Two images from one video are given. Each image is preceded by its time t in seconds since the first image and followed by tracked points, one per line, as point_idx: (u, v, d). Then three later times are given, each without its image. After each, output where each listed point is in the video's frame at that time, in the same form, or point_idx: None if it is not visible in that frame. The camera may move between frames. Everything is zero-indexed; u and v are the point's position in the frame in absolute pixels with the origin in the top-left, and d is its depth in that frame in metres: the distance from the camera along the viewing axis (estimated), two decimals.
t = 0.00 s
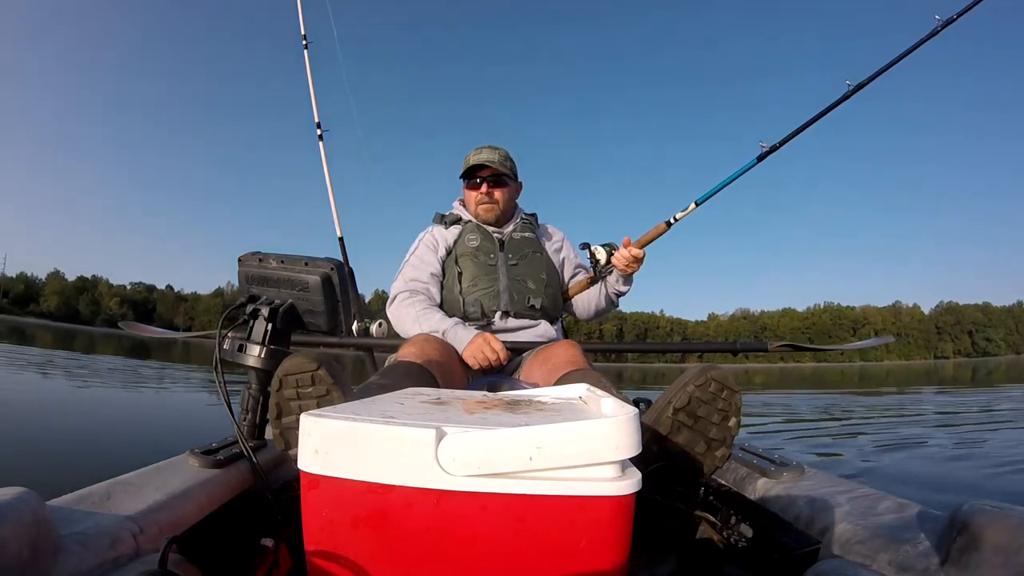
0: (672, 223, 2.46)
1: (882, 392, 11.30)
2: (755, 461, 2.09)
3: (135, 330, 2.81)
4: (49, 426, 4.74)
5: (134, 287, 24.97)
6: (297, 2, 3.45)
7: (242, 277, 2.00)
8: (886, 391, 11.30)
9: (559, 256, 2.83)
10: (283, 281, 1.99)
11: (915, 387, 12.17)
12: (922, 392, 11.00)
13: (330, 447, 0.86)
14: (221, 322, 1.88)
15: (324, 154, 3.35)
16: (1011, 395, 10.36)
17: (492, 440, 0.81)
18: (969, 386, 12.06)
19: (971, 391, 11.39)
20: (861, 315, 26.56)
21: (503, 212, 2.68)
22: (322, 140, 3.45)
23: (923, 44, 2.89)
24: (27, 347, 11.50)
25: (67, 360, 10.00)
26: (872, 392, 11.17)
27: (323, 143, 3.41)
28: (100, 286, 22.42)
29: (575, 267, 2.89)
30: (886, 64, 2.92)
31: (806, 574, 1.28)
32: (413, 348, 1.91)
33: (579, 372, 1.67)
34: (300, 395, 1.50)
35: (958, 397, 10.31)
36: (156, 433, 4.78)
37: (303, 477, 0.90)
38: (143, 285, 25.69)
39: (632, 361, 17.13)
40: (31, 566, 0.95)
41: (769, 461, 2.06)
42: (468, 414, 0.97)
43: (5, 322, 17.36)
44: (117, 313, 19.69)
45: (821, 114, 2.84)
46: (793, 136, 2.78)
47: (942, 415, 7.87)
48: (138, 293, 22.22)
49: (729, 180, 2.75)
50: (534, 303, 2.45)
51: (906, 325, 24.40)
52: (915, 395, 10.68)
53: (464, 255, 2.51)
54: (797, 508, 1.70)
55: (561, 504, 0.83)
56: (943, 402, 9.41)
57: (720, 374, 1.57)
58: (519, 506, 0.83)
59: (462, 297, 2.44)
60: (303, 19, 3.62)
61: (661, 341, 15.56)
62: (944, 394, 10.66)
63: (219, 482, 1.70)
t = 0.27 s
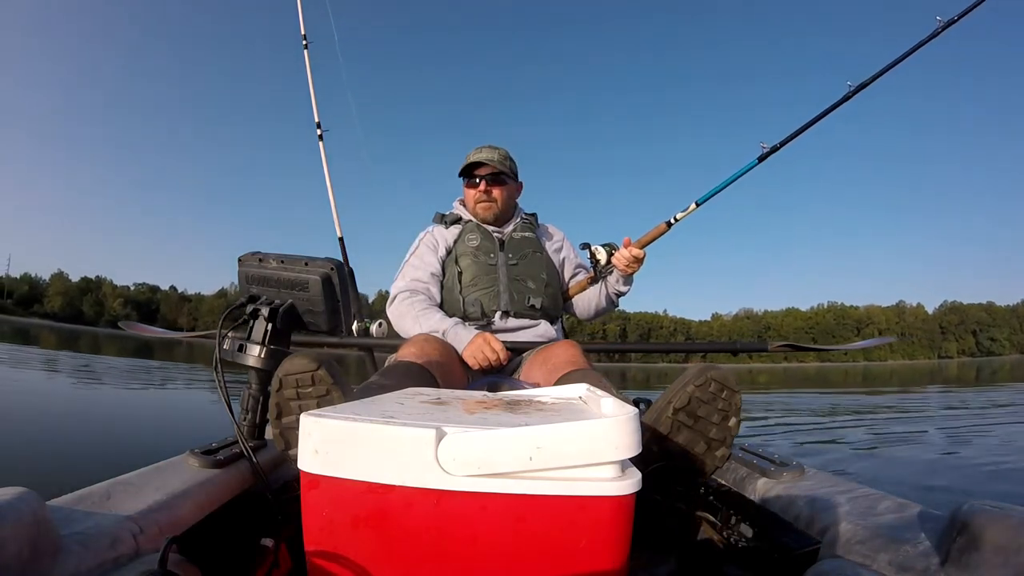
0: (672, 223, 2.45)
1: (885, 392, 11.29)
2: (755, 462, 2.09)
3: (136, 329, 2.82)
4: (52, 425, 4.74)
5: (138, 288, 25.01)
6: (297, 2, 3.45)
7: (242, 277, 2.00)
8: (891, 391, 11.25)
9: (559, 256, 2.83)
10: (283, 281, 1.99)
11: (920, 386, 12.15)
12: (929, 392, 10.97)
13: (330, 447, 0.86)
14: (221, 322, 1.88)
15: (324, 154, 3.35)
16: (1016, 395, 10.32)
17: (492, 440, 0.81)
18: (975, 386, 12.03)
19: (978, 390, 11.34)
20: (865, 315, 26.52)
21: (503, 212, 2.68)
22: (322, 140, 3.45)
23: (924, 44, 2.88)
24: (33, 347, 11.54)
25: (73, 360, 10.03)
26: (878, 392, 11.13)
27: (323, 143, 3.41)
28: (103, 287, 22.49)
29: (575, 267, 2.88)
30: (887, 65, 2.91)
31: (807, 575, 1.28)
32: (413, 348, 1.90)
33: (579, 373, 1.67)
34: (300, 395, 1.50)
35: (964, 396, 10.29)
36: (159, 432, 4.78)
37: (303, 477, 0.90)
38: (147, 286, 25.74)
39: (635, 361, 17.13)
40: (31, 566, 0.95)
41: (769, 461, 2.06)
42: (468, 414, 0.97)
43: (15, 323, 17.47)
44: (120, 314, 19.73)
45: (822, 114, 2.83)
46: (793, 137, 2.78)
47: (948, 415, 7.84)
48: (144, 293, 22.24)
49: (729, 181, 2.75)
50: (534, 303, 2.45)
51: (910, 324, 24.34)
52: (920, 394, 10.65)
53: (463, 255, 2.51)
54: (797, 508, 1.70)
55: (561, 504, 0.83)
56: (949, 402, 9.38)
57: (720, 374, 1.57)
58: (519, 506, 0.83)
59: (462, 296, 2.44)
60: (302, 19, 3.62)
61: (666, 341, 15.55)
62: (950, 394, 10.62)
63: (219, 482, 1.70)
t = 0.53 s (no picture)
0: (671, 222, 2.46)
1: (890, 392, 11.26)
2: (755, 462, 2.09)
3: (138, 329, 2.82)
4: (54, 425, 4.75)
5: (141, 288, 25.03)
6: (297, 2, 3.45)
7: (242, 277, 2.00)
8: (896, 391, 11.22)
9: (559, 256, 2.83)
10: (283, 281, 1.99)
11: (925, 386, 12.11)
12: (934, 392, 10.93)
13: (330, 448, 0.86)
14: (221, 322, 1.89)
15: (324, 154, 3.35)
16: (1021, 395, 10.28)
17: (491, 440, 0.81)
18: (981, 386, 11.97)
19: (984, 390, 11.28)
20: (868, 314, 26.47)
21: (509, 210, 2.69)
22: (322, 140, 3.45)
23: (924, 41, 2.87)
24: (37, 347, 11.55)
25: (78, 360, 10.04)
26: (883, 392, 11.10)
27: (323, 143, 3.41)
28: (107, 288, 22.53)
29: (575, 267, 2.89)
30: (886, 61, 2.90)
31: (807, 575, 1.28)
32: (413, 348, 1.90)
33: (579, 373, 1.67)
34: (300, 395, 1.50)
35: (970, 396, 10.25)
36: (161, 432, 4.79)
37: (303, 477, 0.90)
38: (150, 286, 25.77)
39: (638, 361, 17.12)
40: (31, 566, 0.95)
41: (769, 461, 2.06)
42: (468, 414, 0.97)
43: (18, 324, 17.50)
44: (123, 314, 19.75)
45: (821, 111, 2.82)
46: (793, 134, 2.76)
47: (954, 415, 7.80)
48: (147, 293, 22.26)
49: (729, 179, 2.74)
50: (534, 303, 2.45)
51: (914, 324, 24.28)
52: (925, 394, 10.62)
53: (463, 255, 2.51)
54: (797, 508, 1.70)
55: (561, 504, 0.83)
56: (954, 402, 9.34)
57: (719, 374, 1.58)
58: (519, 506, 0.83)
59: (462, 296, 2.44)
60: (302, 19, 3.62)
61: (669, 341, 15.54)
62: (956, 393, 10.58)
63: (219, 482, 1.70)
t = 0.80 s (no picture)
0: (671, 223, 2.46)
1: (894, 391, 11.24)
2: (755, 461, 2.09)
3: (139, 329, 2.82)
4: (57, 424, 4.76)
5: (144, 288, 25.06)
6: (297, 2, 3.45)
7: (242, 277, 2.00)
8: (900, 391, 11.19)
9: (559, 256, 2.83)
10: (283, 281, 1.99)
11: (930, 387, 12.08)
12: (939, 392, 10.89)
13: (330, 447, 0.86)
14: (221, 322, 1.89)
15: (324, 154, 3.35)
16: None
17: (492, 439, 0.81)
18: (986, 387, 11.93)
19: (990, 391, 11.24)
20: (871, 314, 26.42)
21: (517, 210, 2.70)
22: (322, 140, 3.45)
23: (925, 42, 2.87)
24: (42, 347, 11.58)
25: (82, 359, 10.06)
26: (887, 392, 11.07)
27: (323, 143, 3.41)
28: (110, 288, 22.56)
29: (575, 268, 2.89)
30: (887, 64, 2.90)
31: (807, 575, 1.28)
32: (413, 348, 1.90)
33: (579, 373, 1.67)
34: (300, 395, 1.50)
35: (974, 396, 10.22)
36: (163, 431, 4.79)
37: (303, 477, 0.90)
38: (153, 286, 25.81)
39: (641, 361, 17.11)
40: (31, 566, 0.95)
41: (769, 461, 2.06)
42: (469, 414, 0.97)
43: (21, 324, 17.52)
44: (126, 314, 19.76)
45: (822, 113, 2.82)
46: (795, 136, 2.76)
47: (959, 416, 7.77)
48: (150, 293, 22.28)
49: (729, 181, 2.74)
50: (533, 303, 2.45)
51: (917, 324, 24.23)
52: (929, 394, 10.59)
53: (463, 255, 2.51)
54: (797, 508, 1.70)
55: (561, 504, 0.83)
56: (958, 402, 9.32)
57: (720, 374, 1.57)
58: (519, 506, 0.83)
59: (462, 296, 2.44)
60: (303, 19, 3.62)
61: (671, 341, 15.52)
62: (961, 394, 10.54)
63: (219, 482, 1.70)
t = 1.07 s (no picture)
0: (671, 224, 2.46)
1: (898, 392, 11.21)
2: (755, 461, 2.09)
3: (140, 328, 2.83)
4: (59, 423, 4.77)
5: (147, 288, 25.10)
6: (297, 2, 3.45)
7: (242, 277, 2.00)
8: (903, 392, 11.18)
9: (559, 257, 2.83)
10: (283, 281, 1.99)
11: (934, 387, 12.06)
12: (944, 392, 10.88)
13: (330, 447, 0.86)
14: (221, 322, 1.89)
15: (324, 154, 3.35)
16: None
17: (492, 439, 0.81)
18: (994, 387, 11.87)
19: (995, 392, 11.22)
20: (873, 314, 26.37)
21: (517, 210, 2.70)
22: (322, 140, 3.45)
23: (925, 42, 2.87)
24: (47, 347, 11.61)
25: (87, 359, 10.09)
26: (891, 392, 11.06)
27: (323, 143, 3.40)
28: (113, 288, 22.58)
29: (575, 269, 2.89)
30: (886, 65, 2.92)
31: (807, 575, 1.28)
32: (413, 348, 1.90)
33: (579, 373, 1.67)
34: (300, 395, 1.50)
35: (979, 397, 10.21)
36: (165, 431, 4.80)
37: (303, 476, 0.90)
38: (156, 286, 25.85)
39: (644, 361, 17.09)
40: (31, 566, 0.95)
41: (769, 461, 2.06)
42: (469, 414, 0.97)
43: (24, 324, 17.53)
44: (129, 314, 19.76)
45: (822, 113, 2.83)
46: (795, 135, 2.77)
47: (964, 417, 7.75)
48: (152, 294, 22.28)
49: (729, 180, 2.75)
50: (533, 303, 2.45)
51: (920, 324, 24.22)
52: (933, 394, 10.58)
53: (463, 256, 2.52)
54: (797, 508, 1.70)
55: (561, 504, 0.83)
56: (963, 402, 9.30)
57: (720, 374, 1.58)
58: (519, 506, 0.83)
59: (462, 296, 2.44)
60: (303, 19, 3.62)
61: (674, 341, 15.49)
62: (966, 394, 10.49)
63: (219, 482, 1.70)
